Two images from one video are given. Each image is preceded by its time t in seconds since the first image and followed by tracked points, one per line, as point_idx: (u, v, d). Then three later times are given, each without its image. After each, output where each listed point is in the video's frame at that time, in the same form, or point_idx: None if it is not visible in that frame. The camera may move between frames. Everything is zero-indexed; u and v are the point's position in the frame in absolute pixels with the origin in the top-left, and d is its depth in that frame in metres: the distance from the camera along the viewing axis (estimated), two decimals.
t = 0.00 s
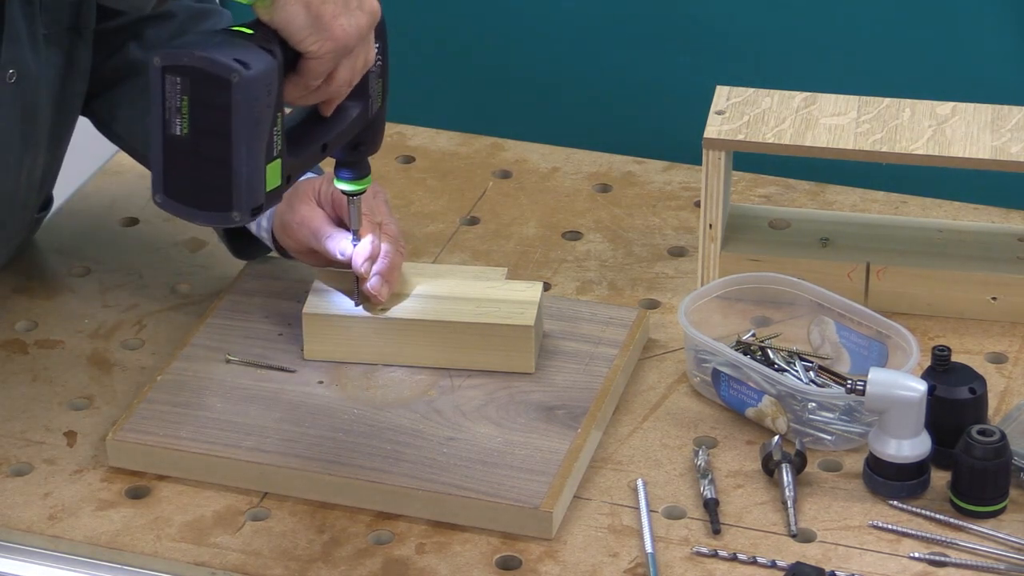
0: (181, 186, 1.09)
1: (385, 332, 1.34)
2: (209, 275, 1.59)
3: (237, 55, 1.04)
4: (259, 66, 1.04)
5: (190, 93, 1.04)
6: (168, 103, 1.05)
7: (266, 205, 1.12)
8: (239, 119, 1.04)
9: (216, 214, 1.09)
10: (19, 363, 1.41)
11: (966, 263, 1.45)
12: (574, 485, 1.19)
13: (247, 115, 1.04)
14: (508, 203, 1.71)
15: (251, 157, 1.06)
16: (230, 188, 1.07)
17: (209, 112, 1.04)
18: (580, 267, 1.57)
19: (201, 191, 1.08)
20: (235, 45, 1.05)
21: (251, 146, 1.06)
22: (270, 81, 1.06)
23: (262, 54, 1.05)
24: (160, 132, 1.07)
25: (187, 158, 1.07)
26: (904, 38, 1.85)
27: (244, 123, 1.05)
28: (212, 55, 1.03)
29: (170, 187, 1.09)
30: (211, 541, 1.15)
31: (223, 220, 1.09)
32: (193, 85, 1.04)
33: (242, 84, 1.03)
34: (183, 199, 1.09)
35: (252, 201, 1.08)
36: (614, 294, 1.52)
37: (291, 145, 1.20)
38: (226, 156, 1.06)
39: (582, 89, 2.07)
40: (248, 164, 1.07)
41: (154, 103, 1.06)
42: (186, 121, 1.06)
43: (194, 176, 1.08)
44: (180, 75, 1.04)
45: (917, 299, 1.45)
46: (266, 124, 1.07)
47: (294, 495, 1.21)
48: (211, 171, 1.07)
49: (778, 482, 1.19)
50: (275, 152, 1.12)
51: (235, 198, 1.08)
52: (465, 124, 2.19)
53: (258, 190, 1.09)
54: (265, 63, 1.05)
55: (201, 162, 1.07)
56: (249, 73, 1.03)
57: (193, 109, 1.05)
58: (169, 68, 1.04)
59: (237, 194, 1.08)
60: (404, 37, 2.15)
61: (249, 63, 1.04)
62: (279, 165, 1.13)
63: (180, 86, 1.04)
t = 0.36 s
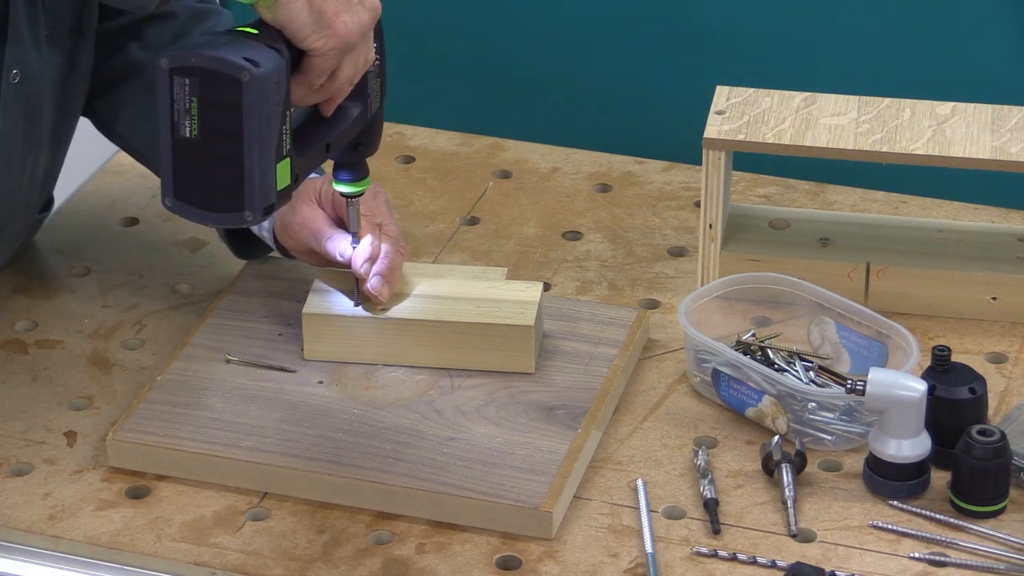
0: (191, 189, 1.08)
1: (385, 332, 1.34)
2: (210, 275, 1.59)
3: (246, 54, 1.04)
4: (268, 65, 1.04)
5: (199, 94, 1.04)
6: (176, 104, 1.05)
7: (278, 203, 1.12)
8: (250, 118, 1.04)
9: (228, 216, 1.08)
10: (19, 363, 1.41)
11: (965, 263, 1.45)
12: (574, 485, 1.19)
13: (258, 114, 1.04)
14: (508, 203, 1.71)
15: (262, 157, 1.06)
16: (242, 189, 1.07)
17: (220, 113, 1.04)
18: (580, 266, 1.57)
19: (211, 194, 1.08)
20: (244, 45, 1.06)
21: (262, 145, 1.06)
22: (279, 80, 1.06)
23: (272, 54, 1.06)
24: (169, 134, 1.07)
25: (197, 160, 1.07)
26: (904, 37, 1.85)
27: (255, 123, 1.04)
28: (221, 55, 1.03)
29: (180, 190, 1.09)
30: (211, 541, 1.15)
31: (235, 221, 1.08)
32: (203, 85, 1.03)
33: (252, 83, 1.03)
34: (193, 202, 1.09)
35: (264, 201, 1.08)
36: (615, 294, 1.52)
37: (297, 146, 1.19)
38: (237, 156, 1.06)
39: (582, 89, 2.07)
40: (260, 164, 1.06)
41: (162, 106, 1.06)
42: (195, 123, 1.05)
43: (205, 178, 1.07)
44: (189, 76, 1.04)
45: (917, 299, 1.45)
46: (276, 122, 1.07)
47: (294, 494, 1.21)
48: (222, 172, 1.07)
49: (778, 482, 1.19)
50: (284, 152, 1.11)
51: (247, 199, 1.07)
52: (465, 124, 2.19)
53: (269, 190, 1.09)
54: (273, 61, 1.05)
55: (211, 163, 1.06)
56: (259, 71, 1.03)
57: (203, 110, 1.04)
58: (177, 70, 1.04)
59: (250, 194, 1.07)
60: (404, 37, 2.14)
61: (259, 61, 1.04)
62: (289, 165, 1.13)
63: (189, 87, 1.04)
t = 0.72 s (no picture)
0: (213, 197, 1.11)
1: (385, 332, 1.34)
2: (210, 274, 1.59)
3: (263, 59, 1.06)
4: (285, 68, 1.06)
5: (217, 102, 1.06)
6: (194, 114, 1.07)
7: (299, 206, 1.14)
8: (269, 121, 1.06)
9: (253, 223, 1.11)
10: (19, 363, 1.41)
11: (965, 263, 1.45)
12: (574, 485, 1.19)
13: (277, 117, 1.07)
14: (508, 203, 1.71)
15: (284, 160, 1.09)
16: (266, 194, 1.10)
17: (238, 118, 1.07)
18: (580, 267, 1.57)
19: (234, 202, 1.11)
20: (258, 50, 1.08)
21: (283, 148, 1.08)
22: (296, 82, 1.08)
23: (287, 56, 1.08)
24: (187, 144, 1.09)
25: (217, 168, 1.09)
26: (904, 37, 1.85)
27: (274, 127, 1.07)
28: (238, 60, 1.05)
29: (200, 200, 1.12)
30: (210, 541, 1.15)
31: (260, 227, 1.11)
32: (221, 92, 1.06)
33: (270, 86, 1.05)
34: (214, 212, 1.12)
35: (287, 205, 1.11)
36: (614, 294, 1.52)
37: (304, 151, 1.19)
38: (258, 162, 1.08)
39: (582, 88, 2.07)
40: (281, 167, 1.09)
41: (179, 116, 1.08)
42: (214, 131, 1.08)
43: (226, 187, 1.10)
44: (205, 84, 1.06)
45: (917, 299, 1.45)
46: (295, 125, 1.09)
47: (294, 494, 1.21)
48: (244, 179, 1.09)
49: (778, 482, 1.19)
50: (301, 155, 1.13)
51: (271, 204, 1.10)
52: (465, 124, 2.19)
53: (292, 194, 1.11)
54: (288, 64, 1.07)
55: (231, 170, 1.09)
56: (277, 74, 1.05)
57: (221, 117, 1.07)
58: (193, 79, 1.06)
59: (273, 199, 1.10)
60: (404, 37, 2.14)
61: (276, 65, 1.06)
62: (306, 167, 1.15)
63: (205, 95, 1.06)
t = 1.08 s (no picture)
0: (234, 211, 1.18)
1: (384, 332, 1.34)
2: (210, 274, 1.59)
3: (278, 71, 1.12)
4: (301, 80, 1.13)
5: (232, 117, 1.13)
6: (210, 131, 1.14)
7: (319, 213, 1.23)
8: (286, 133, 1.14)
9: (277, 234, 1.20)
10: (18, 363, 1.41)
11: (965, 263, 1.45)
12: (573, 485, 1.19)
13: (293, 128, 1.14)
14: (508, 203, 1.71)
15: (303, 170, 1.16)
16: (286, 203, 1.18)
17: (256, 132, 1.14)
18: (579, 266, 1.57)
19: (256, 215, 1.18)
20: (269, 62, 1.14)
21: (299, 157, 1.15)
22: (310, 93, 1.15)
23: (299, 67, 1.15)
24: (204, 160, 1.16)
25: (235, 182, 1.17)
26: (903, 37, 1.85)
27: (292, 139, 1.14)
28: (253, 75, 1.11)
29: (221, 215, 1.19)
30: (209, 541, 1.15)
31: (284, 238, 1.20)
32: (236, 108, 1.12)
33: (289, 98, 1.12)
34: (235, 223, 1.19)
35: (308, 215, 1.19)
36: (613, 294, 1.52)
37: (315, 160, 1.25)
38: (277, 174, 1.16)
39: (582, 88, 2.07)
40: (300, 176, 1.16)
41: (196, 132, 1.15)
42: (231, 146, 1.15)
43: (247, 200, 1.18)
44: (221, 101, 1.12)
45: (916, 299, 1.45)
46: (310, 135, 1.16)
47: (293, 494, 1.21)
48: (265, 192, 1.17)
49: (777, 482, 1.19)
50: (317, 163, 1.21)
51: (293, 215, 1.18)
52: (465, 125, 2.19)
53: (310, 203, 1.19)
54: (302, 74, 1.14)
55: (252, 183, 1.17)
56: (294, 86, 1.12)
57: (238, 132, 1.14)
58: (208, 97, 1.12)
59: (295, 211, 1.18)
60: (404, 37, 2.14)
61: (291, 76, 1.13)
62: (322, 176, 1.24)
63: (221, 111, 1.13)
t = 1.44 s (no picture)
0: (263, 211, 1.20)
1: (385, 332, 1.34)
2: (210, 274, 1.59)
3: (305, 68, 1.14)
4: (328, 74, 1.15)
5: (260, 116, 1.15)
6: (237, 132, 1.15)
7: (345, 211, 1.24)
8: (314, 128, 1.15)
9: (309, 232, 1.21)
10: (19, 363, 1.41)
11: (965, 263, 1.45)
12: (574, 485, 1.19)
13: (320, 123, 1.15)
14: (508, 203, 1.71)
15: (333, 167, 1.18)
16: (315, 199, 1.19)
17: (283, 129, 1.15)
18: (579, 267, 1.57)
19: (286, 214, 1.20)
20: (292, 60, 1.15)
21: (328, 153, 1.17)
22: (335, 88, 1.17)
23: (323, 63, 1.16)
24: (232, 162, 1.18)
25: (265, 180, 1.18)
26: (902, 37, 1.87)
27: (322, 136, 1.16)
28: (281, 72, 1.13)
29: (249, 217, 1.21)
30: (210, 541, 1.15)
31: (317, 235, 1.21)
32: (264, 107, 1.14)
33: (318, 93, 1.14)
34: (264, 224, 1.21)
35: (339, 211, 1.21)
36: (614, 294, 1.52)
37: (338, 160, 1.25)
38: (307, 172, 1.18)
39: (583, 89, 2.07)
40: (331, 173, 1.18)
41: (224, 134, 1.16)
42: (259, 147, 1.17)
43: (276, 200, 1.19)
44: (248, 100, 1.14)
45: (917, 299, 1.45)
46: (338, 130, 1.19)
47: (293, 495, 1.21)
48: (295, 190, 1.19)
49: (778, 482, 1.19)
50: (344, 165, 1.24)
51: (325, 212, 1.20)
52: (465, 125, 2.19)
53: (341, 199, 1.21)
54: (327, 69, 1.16)
55: (281, 183, 1.18)
56: (323, 80, 1.14)
57: (267, 131, 1.15)
58: (235, 97, 1.14)
59: (328, 209, 1.20)
60: (404, 38, 2.14)
61: (319, 71, 1.14)
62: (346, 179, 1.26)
63: (249, 111, 1.14)
